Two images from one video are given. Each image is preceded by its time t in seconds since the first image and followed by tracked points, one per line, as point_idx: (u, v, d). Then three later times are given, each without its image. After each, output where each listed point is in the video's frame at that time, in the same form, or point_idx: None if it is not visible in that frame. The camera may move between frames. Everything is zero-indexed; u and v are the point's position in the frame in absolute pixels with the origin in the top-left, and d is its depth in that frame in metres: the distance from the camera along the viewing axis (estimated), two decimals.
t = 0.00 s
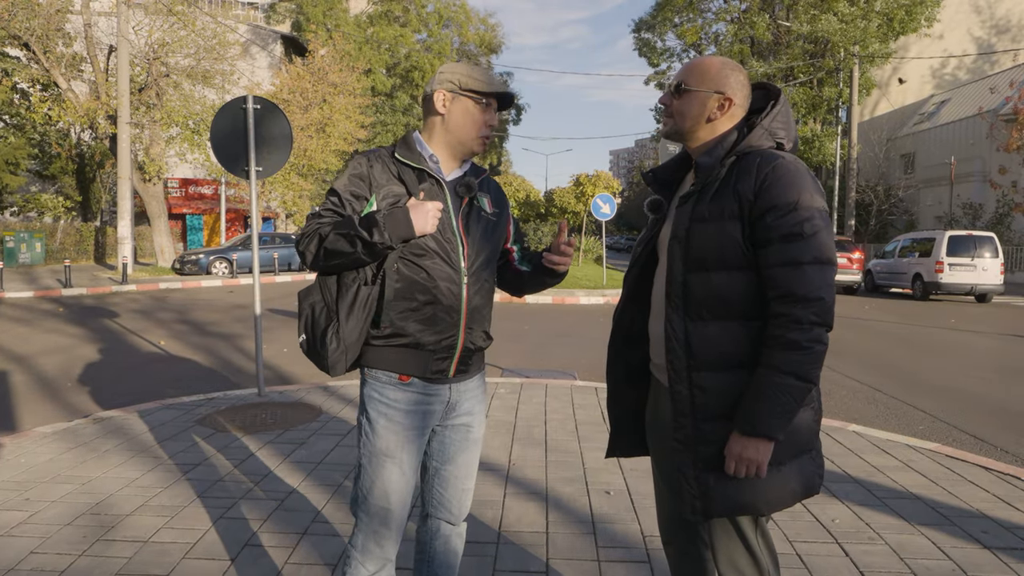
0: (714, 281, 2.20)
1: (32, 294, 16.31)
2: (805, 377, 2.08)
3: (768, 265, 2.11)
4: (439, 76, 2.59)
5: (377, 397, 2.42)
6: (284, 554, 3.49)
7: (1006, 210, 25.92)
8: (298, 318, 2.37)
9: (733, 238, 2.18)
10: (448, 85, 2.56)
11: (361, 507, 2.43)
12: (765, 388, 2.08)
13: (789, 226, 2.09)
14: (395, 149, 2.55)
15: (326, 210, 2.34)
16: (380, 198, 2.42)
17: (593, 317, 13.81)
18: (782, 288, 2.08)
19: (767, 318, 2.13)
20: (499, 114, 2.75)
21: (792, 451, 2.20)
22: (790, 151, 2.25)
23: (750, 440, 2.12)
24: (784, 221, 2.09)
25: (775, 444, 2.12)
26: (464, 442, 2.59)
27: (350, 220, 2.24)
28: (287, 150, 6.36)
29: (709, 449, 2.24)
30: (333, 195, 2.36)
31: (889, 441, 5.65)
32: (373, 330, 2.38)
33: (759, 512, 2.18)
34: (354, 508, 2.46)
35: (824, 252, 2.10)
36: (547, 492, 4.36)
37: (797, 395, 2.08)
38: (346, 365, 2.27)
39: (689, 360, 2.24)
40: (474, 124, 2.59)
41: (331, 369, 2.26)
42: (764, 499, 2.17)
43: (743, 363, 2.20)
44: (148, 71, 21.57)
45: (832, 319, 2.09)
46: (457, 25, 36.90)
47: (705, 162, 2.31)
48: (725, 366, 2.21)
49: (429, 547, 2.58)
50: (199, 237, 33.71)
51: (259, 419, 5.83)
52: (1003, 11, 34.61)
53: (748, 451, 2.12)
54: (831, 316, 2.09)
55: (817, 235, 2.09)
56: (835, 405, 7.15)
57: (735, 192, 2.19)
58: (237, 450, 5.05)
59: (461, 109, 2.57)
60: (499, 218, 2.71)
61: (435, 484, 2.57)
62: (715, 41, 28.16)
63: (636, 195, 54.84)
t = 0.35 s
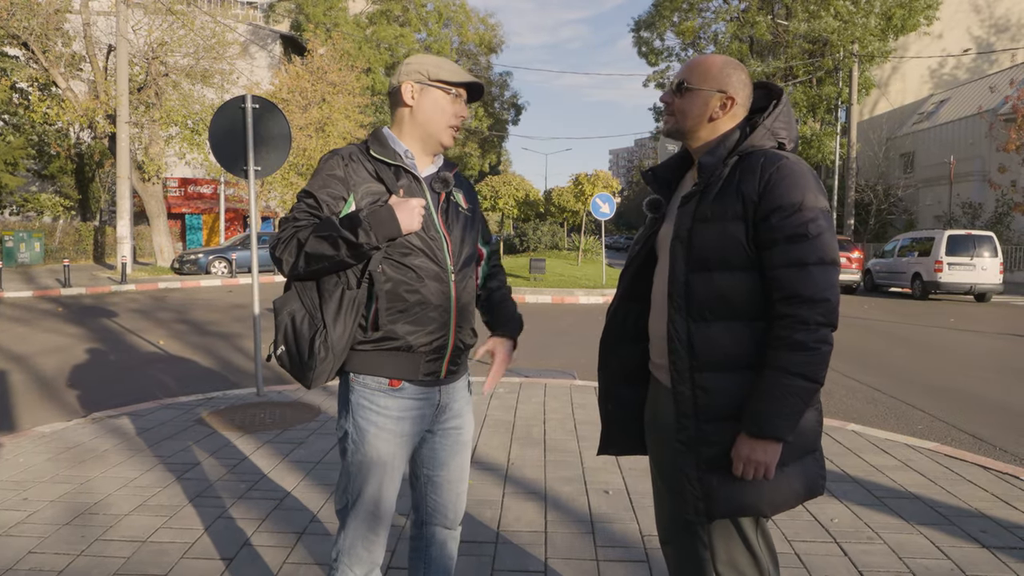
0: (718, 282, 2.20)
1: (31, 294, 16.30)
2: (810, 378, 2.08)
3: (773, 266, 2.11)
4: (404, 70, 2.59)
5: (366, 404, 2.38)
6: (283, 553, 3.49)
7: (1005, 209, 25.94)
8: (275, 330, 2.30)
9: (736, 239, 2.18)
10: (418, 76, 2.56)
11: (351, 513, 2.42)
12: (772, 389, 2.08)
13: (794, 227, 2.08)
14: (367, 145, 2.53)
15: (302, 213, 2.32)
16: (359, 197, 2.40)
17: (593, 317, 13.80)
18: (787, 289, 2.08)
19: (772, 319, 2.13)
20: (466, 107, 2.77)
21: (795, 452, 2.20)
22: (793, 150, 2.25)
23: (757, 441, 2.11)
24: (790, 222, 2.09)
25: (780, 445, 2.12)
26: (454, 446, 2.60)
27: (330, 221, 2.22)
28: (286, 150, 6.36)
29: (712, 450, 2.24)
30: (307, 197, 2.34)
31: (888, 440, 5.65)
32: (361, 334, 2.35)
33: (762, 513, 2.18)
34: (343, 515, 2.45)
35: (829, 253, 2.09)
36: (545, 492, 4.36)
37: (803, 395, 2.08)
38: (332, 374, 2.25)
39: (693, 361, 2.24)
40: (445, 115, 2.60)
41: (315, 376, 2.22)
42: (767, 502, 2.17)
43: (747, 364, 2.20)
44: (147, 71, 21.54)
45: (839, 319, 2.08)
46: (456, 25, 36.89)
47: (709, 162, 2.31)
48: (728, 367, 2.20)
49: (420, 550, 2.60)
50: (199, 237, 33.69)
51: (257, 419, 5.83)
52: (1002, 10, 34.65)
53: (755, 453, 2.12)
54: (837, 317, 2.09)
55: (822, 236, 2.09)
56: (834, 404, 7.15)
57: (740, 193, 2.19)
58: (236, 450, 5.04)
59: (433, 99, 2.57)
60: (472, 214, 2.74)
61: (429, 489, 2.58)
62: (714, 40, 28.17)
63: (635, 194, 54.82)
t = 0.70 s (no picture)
0: (716, 281, 2.20)
1: (30, 294, 16.30)
2: (807, 377, 2.08)
3: (772, 266, 2.11)
4: (397, 65, 2.59)
5: (363, 406, 2.38)
6: (283, 554, 3.49)
7: (1005, 208, 25.96)
8: (267, 332, 2.28)
9: (735, 237, 2.18)
10: (407, 70, 2.55)
11: (350, 515, 2.41)
12: (769, 390, 2.08)
13: (793, 227, 2.09)
14: (361, 144, 2.53)
15: (297, 214, 2.32)
16: (355, 197, 2.40)
17: (593, 316, 13.80)
18: (785, 289, 2.08)
19: (770, 319, 2.13)
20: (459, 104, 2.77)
21: (792, 451, 2.20)
22: (791, 150, 2.25)
23: (750, 440, 2.12)
24: (788, 222, 2.09)
25: (774, 444, 2.13)
26: (450, 446, 2.60)
27: (327, 222, 2.22)
28: (285, 149, 6.35)
29: (710, 449, 2.24)
30: (302, 197, 2.34)
31: (887, 440, 5.65)
32: (358, 336, 2.35)
33: (758, 513, 2.18)
34: (341, 517, 2.44)
35: (827, 253, 2.10)
36: (544, 491, 4.37)
37: (799, 395, 2.09)
38: (328, 376, 2.24)
39: (690, 361, 2.24)
40: (432, 109, 2.59)
41: (310, 379, 2.21)
42: (764, 501, 2.17)
43: (744, 364, 2.20)
44: (147, 70, 21.52)
45: (836, 319, 2.09)
46: (456, 24, 36.91)
47: (708, 161, 2.31)
48: (726, 367, 2.21)
49: (417, 551, 2.60)
50: (198, 237, 33.69)
51: (256, 418, 5.83)
52: (1001, 10, 34.66)
53: (748, 450, 2.12)
54: (834, 316, 2.09)
55: (821, 236, 2.09)
56: (834, 404, 7.15)
57: (738, 191, 2.19)
58: (235, 450, 5.05)
59: (417, 94, 2.57)
60: (464, 214, 2.75)
61: (425, 490, 2.59)
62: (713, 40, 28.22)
63: (635, 193, 54.78)
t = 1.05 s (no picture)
0: (713, 279, 2.20)
1: (30, 293, 16.30)
2: (803, 376, 2.09)
3: (768, 264, 2.11)
4: (401, 65, 2.59)
5: (364, 404, 2.38)
6: (283, 553, 3.49)
7: (1005, 209, 26.00)
8: (271, 331, 2.29)
9: (732, 237, 2.18)
10: (416, 74, 2.56)
11: (351, 513, 2.42)
12: (764, 388, 2.08)
13: (789, 224, 2.09)
14: (366, 144, 2.53)
15: (301, 213, 2.31)
16: (359, 197, 2.40)
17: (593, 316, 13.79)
18: (782, 287, 2.08)
19: (764, 318, 2.13)
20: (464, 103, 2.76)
21: (789, 450, 2.20)
22: (789, 150, 2.25)
23: (744, 438, 2.12)
24: (783, 220, 2.09)
25: (769, 442, 2.13)
26: (450, 445, 2.60)
27: (330, 222, 2.22)
28: (285, 149, 6.35)
29: (705, 446, 2.25)
30: (306, 197, 2.34)
31: (888, 440, 5.65)
32: (361, 336, 2.35)
33: (755, 511, 2.18)
34: (343, 514, 2.45)
35: (824, 251, 2.10)
36: (545, 491, 4.37)
37: (793, 394, 2.09)
38: (330, 375, 2.24)
39: (687, 359, 2.24)
40: (440, 113, 2.59)
41: (312, 378, 2.21)
42: (761, 499, 2.17)
43: (740, 363, 2.20)
44: (147, 70, 21.52)
45: (831, 317, 2.09)
46: (456, 24, 36.92)
47: (707, 160, 2.31)
48: (723, 365, 2.21)
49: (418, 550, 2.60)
50: (199, 236, 33.69)
51: (257, 418, 5.83)
52: (1001, 10, 34.69)
53: (741, 447, 2.12)
54: (828, 316, 2.10)
55: (817, 234, 2.09)
56: (834, 404, 7.15)
57: (735, 190, 2.19)
58: (236, 450, 5.04)
59: (427, 99, 2.57)
60: (468, 214, 2.75)
61: (425, 488, 2.59)
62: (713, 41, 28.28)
63: (635, 192, 54.74)
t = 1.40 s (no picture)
0: (713, 278, 2.20)
1: (31, 293, 16.29)
2: (803, 375, 2.09)
3: (768, 263, 2.10)
4: (406, 65, 2.59)
5: (365, 403, 2.38)
6: (284, 552, 3.49)
7: (1005, 209, 26.03)
8: (278, 329, 2.29)
9: (732, 236, 2.18)
10: (421, 74, 2.56)
11: (351, 511, 2.42)
12: (764, 387, 2.08)
13: (788, 224, 2.09)
14: (371, 144, 2.54)
15: (307, 212, 2.31)
16: (363, 196, 2.40)
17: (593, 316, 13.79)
18: (782, 286, 2.08)
19: (764, 317, 2.13)
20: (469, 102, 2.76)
21: (789, 449, 2.20)
22: (788, 150, 2.25)
23: (745, 437, 2.12)
24: (783, 219, 2.10)
25: (771, 441, 2.12)
26: (450, 445, 2.60)
27: (335, 222, 2.23)
28: (285, 149, 6.36)
29: (704, 445, 2.25)
30: (312, 196, 2.34)
31: (887, 439, 5.65)
32: (364, 334, 2.36)
33: (754, 511, 2.18)
34: (343, 512, 2.45)
35: (825, 251, 2.10)
36: (545, 490, 4.37)
37: (793, 393, 2.08)
38: (333, 373, 2.24)
39: (687, 358, 2.24)
40: (445, 113, 2.60)
41: (315, 376, 2.22)
42: (761, 498, 2.17)
43: (740, 362, 2.20)
44: (147, 70, 21.52)
45: (831, 317, 2.09)
46: (455, 24, 36.94)
47: (706, 159, 2.31)
48: (723, 364, 2.21)
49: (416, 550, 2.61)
50: (199, 236, 33.69)
51: (258, 418, 5.83)
52: (1001, 9, 34.68)
53: (744, 448, 2.12)
54: (828, 315, 2.10)
55: (816, 234, 2.09)
56: (834, 404, 7.15)
57: (734, 189, 2.20)
58: (237, 449, 5.05)
59: (431, 99, 2.57)
60: (472, 215, 2.75)
61: (425, 487, 2.59)
62: (713, 41, 28.31)
63: (635, 191, 54.76)
